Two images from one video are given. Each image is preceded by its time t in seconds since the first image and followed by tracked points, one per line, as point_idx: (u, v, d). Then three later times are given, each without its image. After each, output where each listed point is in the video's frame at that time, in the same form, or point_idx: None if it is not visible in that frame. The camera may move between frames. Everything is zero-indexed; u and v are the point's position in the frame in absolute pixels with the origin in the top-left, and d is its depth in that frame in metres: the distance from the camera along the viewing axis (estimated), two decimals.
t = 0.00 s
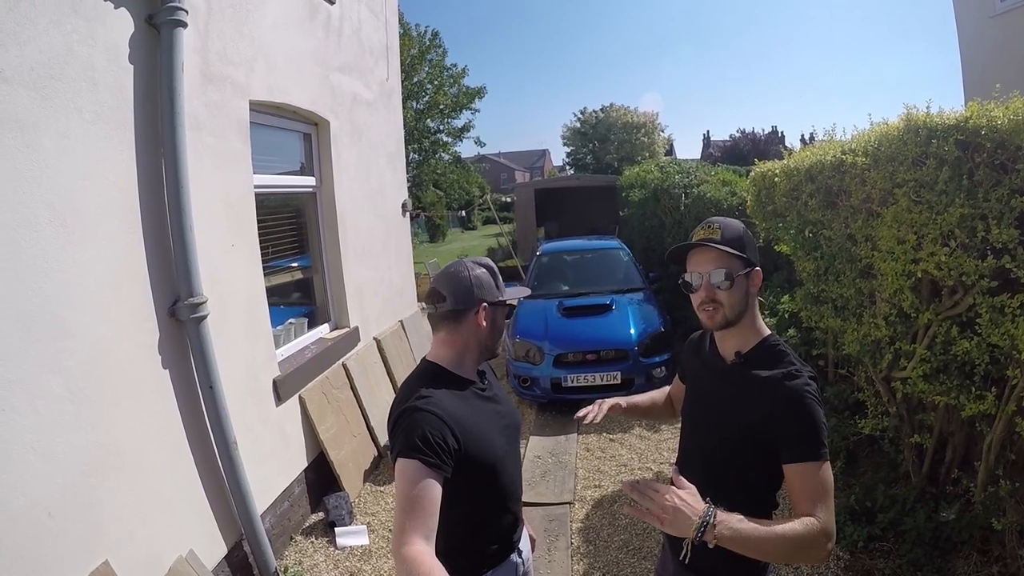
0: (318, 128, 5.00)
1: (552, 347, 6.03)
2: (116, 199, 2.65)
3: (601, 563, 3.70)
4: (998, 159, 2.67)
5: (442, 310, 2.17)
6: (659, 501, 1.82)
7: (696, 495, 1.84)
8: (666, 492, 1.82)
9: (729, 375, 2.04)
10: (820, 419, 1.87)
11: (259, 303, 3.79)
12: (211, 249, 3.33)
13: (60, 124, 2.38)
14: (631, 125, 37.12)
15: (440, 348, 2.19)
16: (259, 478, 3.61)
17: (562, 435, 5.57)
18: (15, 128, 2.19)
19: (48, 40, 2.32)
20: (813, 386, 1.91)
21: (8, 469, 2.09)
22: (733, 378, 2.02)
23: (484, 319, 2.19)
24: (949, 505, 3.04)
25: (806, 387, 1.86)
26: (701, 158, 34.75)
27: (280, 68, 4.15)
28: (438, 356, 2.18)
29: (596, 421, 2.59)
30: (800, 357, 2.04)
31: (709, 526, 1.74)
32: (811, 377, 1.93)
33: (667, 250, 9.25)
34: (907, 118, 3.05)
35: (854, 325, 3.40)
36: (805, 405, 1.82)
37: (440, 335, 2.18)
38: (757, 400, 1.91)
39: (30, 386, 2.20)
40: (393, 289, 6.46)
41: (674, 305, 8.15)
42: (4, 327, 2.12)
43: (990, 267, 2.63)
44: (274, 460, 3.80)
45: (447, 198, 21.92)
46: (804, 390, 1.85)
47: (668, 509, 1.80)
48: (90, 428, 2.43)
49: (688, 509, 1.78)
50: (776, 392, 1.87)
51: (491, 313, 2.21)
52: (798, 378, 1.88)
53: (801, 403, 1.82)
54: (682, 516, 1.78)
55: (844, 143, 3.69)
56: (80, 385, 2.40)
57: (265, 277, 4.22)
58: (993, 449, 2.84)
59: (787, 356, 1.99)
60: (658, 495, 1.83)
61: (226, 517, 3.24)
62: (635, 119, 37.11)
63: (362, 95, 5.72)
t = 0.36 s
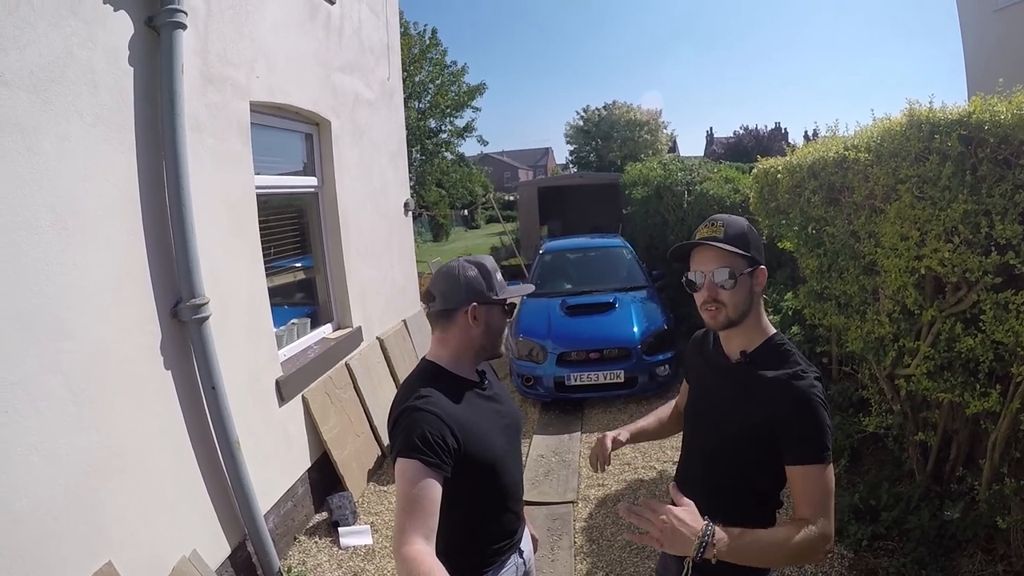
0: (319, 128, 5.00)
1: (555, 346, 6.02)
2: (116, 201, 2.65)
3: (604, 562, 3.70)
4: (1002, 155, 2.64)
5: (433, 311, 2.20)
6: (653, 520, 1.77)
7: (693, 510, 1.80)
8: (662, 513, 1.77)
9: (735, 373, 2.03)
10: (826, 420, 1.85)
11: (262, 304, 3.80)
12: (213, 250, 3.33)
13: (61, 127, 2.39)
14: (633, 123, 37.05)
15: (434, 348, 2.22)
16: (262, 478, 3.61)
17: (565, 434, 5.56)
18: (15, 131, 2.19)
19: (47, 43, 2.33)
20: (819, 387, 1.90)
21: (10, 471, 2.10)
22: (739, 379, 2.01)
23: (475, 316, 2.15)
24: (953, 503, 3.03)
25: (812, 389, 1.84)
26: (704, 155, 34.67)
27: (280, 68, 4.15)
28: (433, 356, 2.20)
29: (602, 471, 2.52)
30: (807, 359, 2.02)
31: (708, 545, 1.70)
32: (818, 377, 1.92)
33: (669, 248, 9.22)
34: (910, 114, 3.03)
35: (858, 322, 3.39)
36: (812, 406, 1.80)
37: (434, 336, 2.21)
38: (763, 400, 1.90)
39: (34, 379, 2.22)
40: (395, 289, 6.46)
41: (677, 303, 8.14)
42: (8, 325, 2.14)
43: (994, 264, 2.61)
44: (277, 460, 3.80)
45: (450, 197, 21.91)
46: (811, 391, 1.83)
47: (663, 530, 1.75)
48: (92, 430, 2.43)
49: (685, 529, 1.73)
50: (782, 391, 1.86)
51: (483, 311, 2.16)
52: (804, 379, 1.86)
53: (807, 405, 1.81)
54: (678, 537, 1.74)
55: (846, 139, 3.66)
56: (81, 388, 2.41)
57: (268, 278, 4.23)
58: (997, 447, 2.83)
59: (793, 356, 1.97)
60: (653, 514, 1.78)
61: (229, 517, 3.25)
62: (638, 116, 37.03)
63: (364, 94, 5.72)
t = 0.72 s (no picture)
0: (338, 126, 5.04)
1: (561, 357, 6.01)
2: (133, 185, 2.69)
3: None
4: (1019, 188, 2.62)
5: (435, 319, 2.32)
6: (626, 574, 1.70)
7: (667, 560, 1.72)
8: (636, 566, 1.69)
9: (743, 397, 2.02)
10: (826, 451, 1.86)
11: (271, 297, 3.82)
12: (226, 241, 3.36)
13: (82, 109, 2.43)
14: (652, 138, 37.04)
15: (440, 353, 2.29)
16: (260, 470, 3.62)
17: (566, 445, 5.54)
18: (38, 111, 2.23)
19: (75, 26, 2.37)
20: (825, 420, 1.89)
21: (11, 446, 2.12)
22: (745, 403, 2.01)
23: (454, 325, 2.16)
24: (953, 538, 2.99)
25: (817, 419, 1.84)
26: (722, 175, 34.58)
27: (304, 64, 4.19)
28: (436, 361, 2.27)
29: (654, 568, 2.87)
30: (815, 389, 2.01)
31: None
32: (824, 410, 1.91)
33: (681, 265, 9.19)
34: (929, 143, 3.01)
35: (866, 350, 3.35)
36: (813, 439, 1.80)
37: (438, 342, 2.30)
38: (765, 426, 1.90)
39: (35, 363, 2.22)
40: (405, 290, 6.48)
41: (686, 320, 8.10)
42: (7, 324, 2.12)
43: (1007, 298, 2.58)
44: (276, 453, 3.81)
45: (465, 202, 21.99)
46: (815, 422, 1.83)
47: None
48: (95, 410, 2.46)
49: None
50: (784, 420, 1.86)
51: (461, 321, 2.13)
52: (809, 408, 1.86)
53: (807, 437, 1.80)
54: None
55: (864, 165, 3.64)
56: (86, 367, 2.43)
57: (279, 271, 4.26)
58: (1000, 484, 2.79)
59: (800, 385, 1.97)
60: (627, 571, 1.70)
61: (225, 507, 3.26)
62: (657, 132, 37.02)
63: (384, 95, 5.77)
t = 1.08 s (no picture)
0: (346, 124, 5.06)
1: (564, 360, 6.01)
2: (141, 178, 2.70)
3: None
4: None
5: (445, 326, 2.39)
6: None
7: None
8: None
9: (748, 408, 2.02)
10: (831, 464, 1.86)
11: (276, 293, 3.83)
12: (232, 236, 3.38)
13: (92, 101, 2.44)
14: (659, 143, 37.02)
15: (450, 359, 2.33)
16: (260, 465, 3.64)
17: (566, 449, 5.54)
18: (47, 102, 2.25)
19: (86, 19, 2.39)
20: (828, 433, 1.89)
21: (12, 435, 2.13)
22: (749, 414, 2.01)
23: (447, 324, 2.21)
24: (952, 551, 2.98)
25: (823, 433, 1.84)
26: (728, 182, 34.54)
27: (314, 62, 4.21)
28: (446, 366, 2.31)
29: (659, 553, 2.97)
30: (819, 401, 2.01)
31: None
32: (828, 423, 1.91)
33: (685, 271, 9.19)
34: (937, 156, 3.01)
35: (869, 361, 3.35)
36: (817, 452, 1.80)
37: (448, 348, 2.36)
38: (769, 437, 1.90)
39: (35, 362, 2.22)
40: (409, 289, 6.50)
41: (689, 327, 8.09)
42: (7, 326, 2.12)
43: (1011, 312, 2.57)
44: (277, 449, 3.82)
45: (471, 203, 22.02)
46: (821, 435, 1.83)
47: None
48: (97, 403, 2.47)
49: None
50: (788, 432, 1.86)
51: (451, 320, 2.19)
52: (815, 422, 1.86)
53: (812, 450, 1.80)
54: None
55: (871, 176, 3.64)
56: (90, 358, 2.44)
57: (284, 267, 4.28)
58: (1000, 498, 2.78)
59: (806, 397, 1.96)
60: None
61: (224, 501, 3.27)
62: (664, 137, 37.02)
63: (393, 94, 5.78)
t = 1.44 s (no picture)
0: (352, 128, 5.09)
1: (566, 366, 6.00)
2: (147, 178, 2.72)
3: None
4: None
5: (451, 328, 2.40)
6: None
7: None
8: None
9: (756, 412, 2.03)
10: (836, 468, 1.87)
11: (280, 294, 3.84)
12: (237, 237, 3.39)
13: (99, 100, 2.47)
14: (663, 150, 37.08)
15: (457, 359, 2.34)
16: (261, 466, 3.64)
17: (568, 454, 5.54)
18: (55, 100, 2.27)
19: (96, 19, 2.41)
20: (835, 437, 1.90)
21: (15, 433, 2.14)
22: (755, 418, 2.01)
23: (445, 328, 2.25)
24: (952, 559, 2.97)
25: (830, 437, 1.85)
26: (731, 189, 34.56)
27: (320, 65, 4.23)
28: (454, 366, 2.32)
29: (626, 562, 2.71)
30: (827, 406, 2.01)
31: None
32: (835, 427, 1.92)
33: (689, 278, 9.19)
34: (942, 165, 3.02)
35: (872, 369, 3.34)
36: (822, 455, 1.81)
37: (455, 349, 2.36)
38: (775, 441, 1.90)
39: (33, 362, 2.21)
40: (412, 293, 6.51)
41: (693, 334, 8.09)
42: (7, 326, 2.12)
43: (1013, 321, 2.57)
44: (278, 451, 3.82)
45: (474, 207, 22.06)
46: (828, 439, 1.84)
47: None
48: (99, 403, 2.48)
49: None
50: (794, 435, 1.86)
51: (448, 323, 2.22)
52: (822, 426, 1.87)
53: (816, 453, 1.81)
54: None
55: (875, 184, 3.65)
56: (93, 357, 2.45)
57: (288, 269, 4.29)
58: (1001, 506, 2.78)
59: (814, 402, 1.97)
60: None
61: (226, 503, 3.27)
62: (668, 144, 37.07)
63: (399, 98, 5.81)
